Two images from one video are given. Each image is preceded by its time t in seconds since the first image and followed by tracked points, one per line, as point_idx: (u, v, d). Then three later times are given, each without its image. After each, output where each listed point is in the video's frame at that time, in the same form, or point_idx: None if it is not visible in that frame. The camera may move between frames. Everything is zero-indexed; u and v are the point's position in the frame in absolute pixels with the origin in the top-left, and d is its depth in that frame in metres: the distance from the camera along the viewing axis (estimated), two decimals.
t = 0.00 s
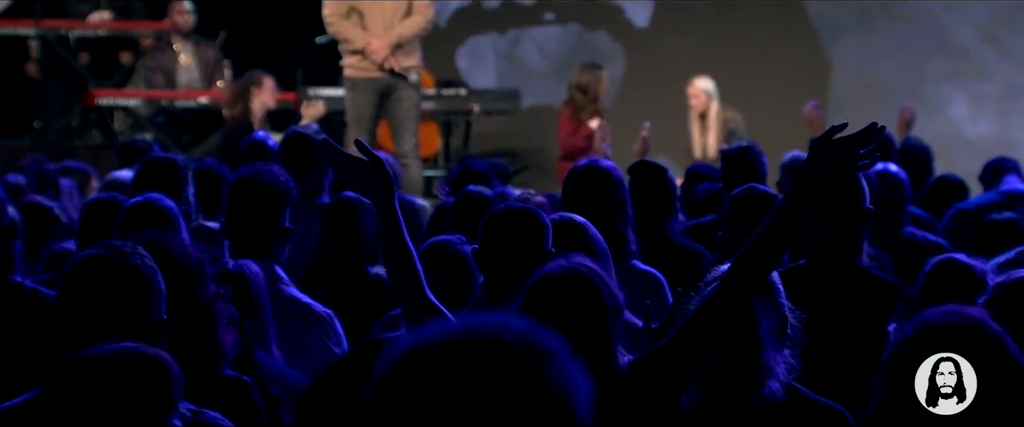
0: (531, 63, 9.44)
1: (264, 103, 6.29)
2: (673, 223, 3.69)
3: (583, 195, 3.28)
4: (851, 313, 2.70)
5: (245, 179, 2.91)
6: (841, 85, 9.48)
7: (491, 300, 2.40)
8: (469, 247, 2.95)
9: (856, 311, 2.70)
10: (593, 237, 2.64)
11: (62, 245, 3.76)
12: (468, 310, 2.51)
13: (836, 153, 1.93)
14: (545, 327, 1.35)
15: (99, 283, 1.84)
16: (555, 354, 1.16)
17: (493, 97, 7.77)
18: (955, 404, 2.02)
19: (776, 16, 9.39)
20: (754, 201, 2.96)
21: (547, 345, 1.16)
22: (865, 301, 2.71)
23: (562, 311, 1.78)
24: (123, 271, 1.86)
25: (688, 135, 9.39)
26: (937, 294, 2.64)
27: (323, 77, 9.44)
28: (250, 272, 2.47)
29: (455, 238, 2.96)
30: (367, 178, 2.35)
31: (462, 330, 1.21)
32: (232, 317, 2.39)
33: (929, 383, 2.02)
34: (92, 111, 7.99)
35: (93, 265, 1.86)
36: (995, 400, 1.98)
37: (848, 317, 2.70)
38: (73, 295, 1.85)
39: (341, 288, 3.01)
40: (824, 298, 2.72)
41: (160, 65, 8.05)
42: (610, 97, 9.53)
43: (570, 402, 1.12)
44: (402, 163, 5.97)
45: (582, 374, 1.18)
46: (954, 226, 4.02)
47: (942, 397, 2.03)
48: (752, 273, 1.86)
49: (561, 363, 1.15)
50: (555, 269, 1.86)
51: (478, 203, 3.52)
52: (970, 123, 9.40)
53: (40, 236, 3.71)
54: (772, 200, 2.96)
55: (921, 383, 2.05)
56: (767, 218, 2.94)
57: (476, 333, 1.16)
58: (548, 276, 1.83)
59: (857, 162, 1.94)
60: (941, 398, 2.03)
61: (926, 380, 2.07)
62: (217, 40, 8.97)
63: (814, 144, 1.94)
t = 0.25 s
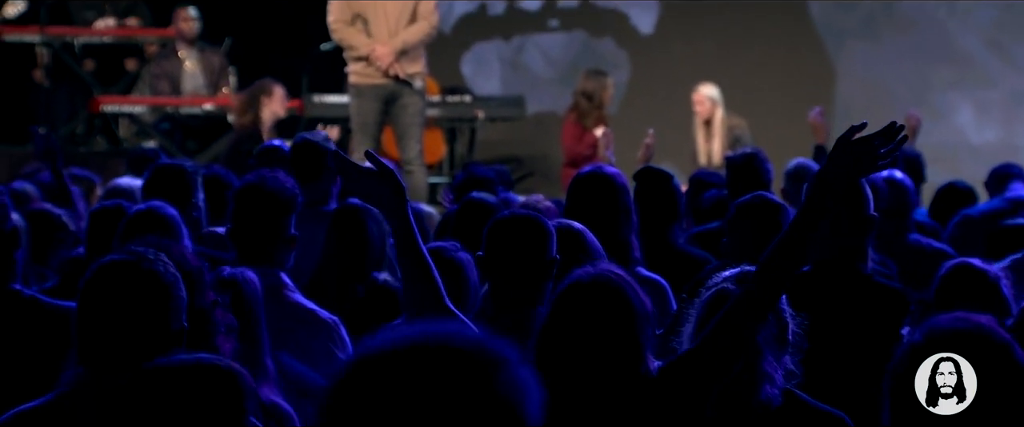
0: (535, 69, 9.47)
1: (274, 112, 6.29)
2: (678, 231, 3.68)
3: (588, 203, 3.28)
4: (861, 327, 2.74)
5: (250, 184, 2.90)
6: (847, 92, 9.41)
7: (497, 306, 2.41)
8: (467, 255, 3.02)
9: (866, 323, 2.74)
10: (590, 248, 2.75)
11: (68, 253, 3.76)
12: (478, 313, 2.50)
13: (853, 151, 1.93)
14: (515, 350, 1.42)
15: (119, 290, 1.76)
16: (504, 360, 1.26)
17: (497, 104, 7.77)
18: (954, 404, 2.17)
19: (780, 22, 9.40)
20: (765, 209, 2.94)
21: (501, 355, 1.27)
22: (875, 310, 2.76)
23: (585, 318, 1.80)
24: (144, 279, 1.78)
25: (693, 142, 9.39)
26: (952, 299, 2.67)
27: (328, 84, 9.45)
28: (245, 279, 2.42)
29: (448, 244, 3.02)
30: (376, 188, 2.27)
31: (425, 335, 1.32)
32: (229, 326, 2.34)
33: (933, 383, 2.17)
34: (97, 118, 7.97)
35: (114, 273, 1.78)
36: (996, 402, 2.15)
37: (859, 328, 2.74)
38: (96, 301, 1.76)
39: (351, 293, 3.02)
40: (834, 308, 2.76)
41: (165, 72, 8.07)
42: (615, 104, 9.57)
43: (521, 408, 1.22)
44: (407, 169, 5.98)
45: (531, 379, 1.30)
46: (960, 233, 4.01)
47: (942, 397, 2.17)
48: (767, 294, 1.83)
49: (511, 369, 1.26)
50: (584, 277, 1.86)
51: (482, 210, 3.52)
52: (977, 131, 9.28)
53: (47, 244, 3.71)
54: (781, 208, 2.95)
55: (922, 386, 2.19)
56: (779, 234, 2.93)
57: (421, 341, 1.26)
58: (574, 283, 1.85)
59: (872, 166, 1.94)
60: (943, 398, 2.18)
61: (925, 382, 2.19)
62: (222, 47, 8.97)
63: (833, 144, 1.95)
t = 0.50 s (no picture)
0: (538, 76, 9.44)
1: (280, 119, 6.37)
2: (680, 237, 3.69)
3: (589, 210, 3.28)
4: (869, 335, 2.83)
5: (253, 192, 2.91)
6: (850, 99, 9.43)
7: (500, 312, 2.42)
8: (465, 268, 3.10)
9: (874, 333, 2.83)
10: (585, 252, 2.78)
11: (73, 260, 3.76)
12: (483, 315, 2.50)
13: (868, 152, 1.96)
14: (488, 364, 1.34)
15: (109, 298, 1.85)
16: (473, 369, 1.15)
17: (500, 110, 7.78)
18: (955, 404, 2.04)
19: (782, 28, 9.40)
20: (775, 221, 2.91)
21: (466, 361, 1.16)
22: (880, 318, 2.84)
23: (613, 333, 1.75)
24: (135, 288, 1.86)
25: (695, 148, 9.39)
26: (961, 303, 2.63)
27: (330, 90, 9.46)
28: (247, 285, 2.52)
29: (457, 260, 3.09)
30: (379, 194, 2.25)
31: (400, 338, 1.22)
32: (235, 334, 2.35)
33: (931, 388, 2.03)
34: (100, 125, 7.97)
35: (104, 279, 1.87)
36: (998, 401, 2.03)
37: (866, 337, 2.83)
38: (83, 313, 1.85)
39: (358, 298, 2.97)
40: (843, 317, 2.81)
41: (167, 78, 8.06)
42: (617, 109, 9.55)
43: (486, 416, 1.11)
44: (410, 175, 5.97)
45: (501, 393, 1.18)
46: (961, 239, 4.02)
47: (941, 397, 2.02)
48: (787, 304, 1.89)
49: (482, 379, 1.15)
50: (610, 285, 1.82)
51: (483, 217, 3.52)
52: (978, 137, 9.32)
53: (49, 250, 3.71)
54: (790, 218, 2.93)
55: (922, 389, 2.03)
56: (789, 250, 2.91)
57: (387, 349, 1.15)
58: (603, 291, 1.80)
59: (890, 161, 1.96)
60: (943, 401, 2.03)
61: (925, 381, 2.03)
62: (224, 53, 8.98)
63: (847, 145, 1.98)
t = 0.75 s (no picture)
0: (542, 83, 9.41)
1: (286, 128, 6.40)
2: (683, 245, 3.69)
3: (594, 219, 3.27)
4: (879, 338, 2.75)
5: (258, 199, 2.90)
6: (852, 104, 9.41)
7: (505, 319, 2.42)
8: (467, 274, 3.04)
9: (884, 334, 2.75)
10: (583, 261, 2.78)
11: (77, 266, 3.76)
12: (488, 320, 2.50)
13: (885, 159, 1.90)
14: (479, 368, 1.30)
15: (79, 305, 1.84)
16: (460, 378, 1.15)
17: (504, 118, 7.79)
18: (955, 404, 1.91)
19: (786, 35, 9.40)
20: (778, 228, 2.88)
21: (455, 372, 1.15)
22: (891, 328, 2.75)
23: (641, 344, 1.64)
24: (105, 292, 1.85)
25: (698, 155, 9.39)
26: (975, 310, 2.63)
27: (334, 97, 9.50)
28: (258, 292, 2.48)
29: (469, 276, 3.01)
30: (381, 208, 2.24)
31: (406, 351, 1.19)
32: (246, 340, 2.32)
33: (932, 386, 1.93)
34: (104, 133, 7.98)
35: (74, 286, 1.85)
36: (997, 399, 1.88)
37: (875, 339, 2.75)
38: (54, 315, 1.84)
39: (362, 309, 2.97)
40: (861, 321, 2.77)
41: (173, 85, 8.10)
42: (621, 117, 9.55)
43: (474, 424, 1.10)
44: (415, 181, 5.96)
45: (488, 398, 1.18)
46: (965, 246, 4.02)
47: (942, 397, 1.91)
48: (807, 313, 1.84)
49: (466, 388, 1.14)
50: (634, 293, 1.71)
51: (486, 223, 3.51)
52: (982, 144, 9.30)
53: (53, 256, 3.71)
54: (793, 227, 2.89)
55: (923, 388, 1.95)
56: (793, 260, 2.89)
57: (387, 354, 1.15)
58: (627, 302, 1.69)
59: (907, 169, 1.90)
60: (943, 399, 1.92)
61: (926, 382, 1.95)
62: (229, 60, 9.00)
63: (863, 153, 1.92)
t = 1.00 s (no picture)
0: (545, 91, 9.48)
1: (294, 137, 6.43)
2: (688, 252, 3.69)
3: (599, 226, 3.28)
4: (890, 347, 2.81)
5: (263, 206, 2.91)
6: (857, 113, 9.40)
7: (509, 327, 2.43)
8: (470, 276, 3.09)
9: (894, 344, 2.81)
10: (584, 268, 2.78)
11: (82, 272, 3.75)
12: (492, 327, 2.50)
13: (898, 174, 1.94)
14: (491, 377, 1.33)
15: (55, 313, 1.89)
16: (475, 384, 1.15)
17: (508, 125, 7.80)
18: (955, 404, 1.91)
19: (790, 42, 9.40)
20: (773, 236, 2.90)
21: (470, 377, 1.15)
22: (894, 334, 2.81)
23: (647, 349, 1.70)
24: (82, 303, 1.90)
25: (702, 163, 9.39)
26: (985, 318, 2.63)
27: (339, 104, 9.50)
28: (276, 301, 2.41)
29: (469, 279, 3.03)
30: (401, 219, 2.21)
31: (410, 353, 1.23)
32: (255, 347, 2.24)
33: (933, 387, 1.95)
34: (108, 140, 7.98)
35: (49, 294, 1.91)
36: (998, 399, 1.86)
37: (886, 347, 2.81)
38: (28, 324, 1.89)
39: (365, 316, 2.98)
40: (874, 324, 2.83)
41: (177, 93, 8.07)
42: (626, 125, 9.55)
43: None
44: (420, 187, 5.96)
45: (505, 405, 1.18)
46: (968, 254, 4.01)
47: (941, 398, 1.92)
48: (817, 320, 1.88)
49: (483, 393, 1.14)
50: (648, 299, 1.77)
51: (492, 231, 3.51)
52: (986, 153, 9.31)
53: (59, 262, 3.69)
54: (790, 235, 2.91)
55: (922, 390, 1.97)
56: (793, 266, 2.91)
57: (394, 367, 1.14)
58: (638, 308, 1.74)
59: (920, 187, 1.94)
60: (942, 400, 1.93)
61: (928, 382, 1.97)
62: (233, 68, 8.99)
63: (875, 167, 1.96)
